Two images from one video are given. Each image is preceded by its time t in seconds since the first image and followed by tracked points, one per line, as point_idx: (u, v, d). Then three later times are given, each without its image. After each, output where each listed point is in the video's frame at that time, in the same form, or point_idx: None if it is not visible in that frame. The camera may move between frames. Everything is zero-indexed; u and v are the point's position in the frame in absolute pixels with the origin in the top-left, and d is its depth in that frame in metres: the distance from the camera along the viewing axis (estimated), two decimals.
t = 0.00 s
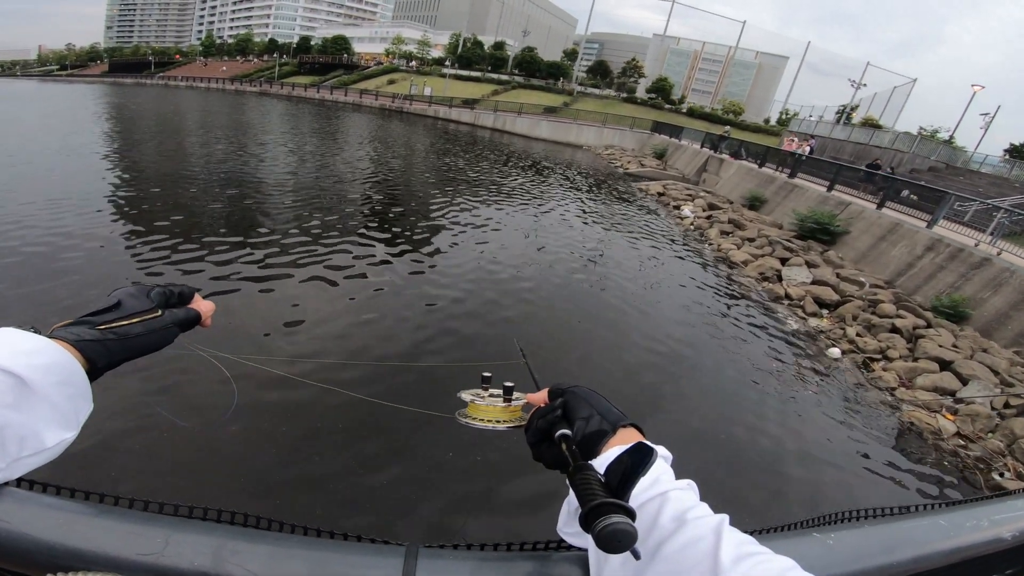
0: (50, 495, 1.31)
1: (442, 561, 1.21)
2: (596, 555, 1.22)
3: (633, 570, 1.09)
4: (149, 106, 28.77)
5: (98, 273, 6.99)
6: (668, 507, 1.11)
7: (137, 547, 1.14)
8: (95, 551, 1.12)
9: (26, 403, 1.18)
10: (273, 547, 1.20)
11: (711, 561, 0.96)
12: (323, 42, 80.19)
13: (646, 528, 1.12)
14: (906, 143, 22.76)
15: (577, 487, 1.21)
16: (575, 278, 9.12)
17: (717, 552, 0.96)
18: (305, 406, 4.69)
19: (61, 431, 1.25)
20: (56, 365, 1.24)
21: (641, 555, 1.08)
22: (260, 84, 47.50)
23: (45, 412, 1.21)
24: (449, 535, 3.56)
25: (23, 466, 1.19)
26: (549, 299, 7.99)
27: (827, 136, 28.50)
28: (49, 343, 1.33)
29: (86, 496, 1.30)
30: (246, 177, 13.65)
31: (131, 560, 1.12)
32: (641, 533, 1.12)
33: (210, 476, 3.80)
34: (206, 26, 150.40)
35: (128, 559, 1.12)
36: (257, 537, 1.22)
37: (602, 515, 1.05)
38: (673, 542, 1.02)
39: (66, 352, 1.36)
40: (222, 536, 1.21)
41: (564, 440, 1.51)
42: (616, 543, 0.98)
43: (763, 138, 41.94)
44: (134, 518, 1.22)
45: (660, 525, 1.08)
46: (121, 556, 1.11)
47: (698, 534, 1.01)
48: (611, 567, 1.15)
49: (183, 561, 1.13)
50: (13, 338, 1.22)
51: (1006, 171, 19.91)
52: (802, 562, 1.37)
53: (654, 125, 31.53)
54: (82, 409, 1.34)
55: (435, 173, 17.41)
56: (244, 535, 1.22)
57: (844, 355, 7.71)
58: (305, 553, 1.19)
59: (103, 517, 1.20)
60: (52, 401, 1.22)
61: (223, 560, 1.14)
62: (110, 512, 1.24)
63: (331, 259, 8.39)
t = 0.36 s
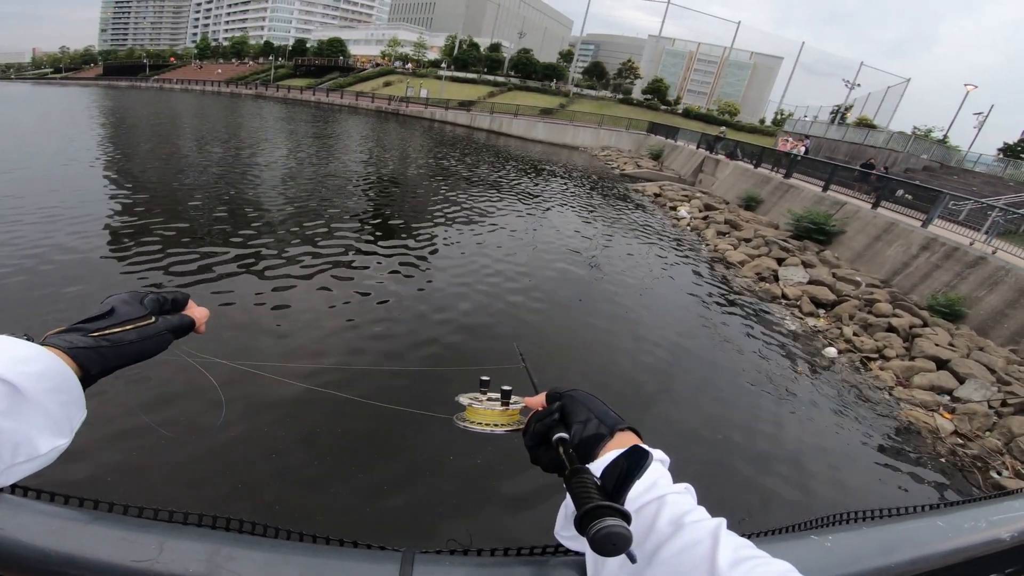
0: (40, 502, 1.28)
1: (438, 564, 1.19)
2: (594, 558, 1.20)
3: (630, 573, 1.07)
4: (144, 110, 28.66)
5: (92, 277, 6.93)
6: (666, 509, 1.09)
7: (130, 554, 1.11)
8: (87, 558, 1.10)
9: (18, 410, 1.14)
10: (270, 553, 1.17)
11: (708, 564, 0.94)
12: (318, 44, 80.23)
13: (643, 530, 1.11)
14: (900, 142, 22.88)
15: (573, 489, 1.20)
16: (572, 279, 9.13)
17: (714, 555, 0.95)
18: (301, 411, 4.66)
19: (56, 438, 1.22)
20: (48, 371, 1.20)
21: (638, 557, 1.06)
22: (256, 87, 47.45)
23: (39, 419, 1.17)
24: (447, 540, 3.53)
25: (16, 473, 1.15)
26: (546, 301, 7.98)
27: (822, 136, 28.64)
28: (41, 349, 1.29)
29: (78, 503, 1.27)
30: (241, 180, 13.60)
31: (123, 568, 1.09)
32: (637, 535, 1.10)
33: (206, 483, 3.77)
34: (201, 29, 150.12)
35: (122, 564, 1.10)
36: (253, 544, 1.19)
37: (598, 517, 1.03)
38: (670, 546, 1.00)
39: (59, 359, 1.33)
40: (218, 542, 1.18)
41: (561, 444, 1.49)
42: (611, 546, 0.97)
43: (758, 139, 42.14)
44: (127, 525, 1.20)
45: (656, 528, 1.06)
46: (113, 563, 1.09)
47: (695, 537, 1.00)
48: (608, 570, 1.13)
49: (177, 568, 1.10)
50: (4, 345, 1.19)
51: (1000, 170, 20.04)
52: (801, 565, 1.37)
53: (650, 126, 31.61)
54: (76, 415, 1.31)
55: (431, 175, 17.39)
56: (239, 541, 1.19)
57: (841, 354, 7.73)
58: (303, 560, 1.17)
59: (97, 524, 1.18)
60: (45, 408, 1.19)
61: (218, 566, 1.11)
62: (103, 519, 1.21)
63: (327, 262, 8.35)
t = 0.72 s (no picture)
0: (38, 502, 1.26)
1: (440, 563, 1.18)
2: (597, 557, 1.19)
3: (632, 571, 1.06)
4: (140, 111, 28.57)
5: (89, 278, 6.91)
6: (667, 508, 1.09)
7: (129, 554, 1.09)
8: (86, 558, 1.08)
9: (17, 411, 1.13)
10: (273, 553, 1.17)
11: (710, 562, 0.93)
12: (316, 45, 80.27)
13: (645, 528, 1.09)
14: (897, 141, 22.94)
15: (575, 488, 1.19)
16: (571, 280, 9.12)
17: (717, 553, 0.93)
18: (300, 411, 4.64)
19: (56, 438, 1.20)
20: (47, 371, 1.19)
21: (640, 556, 1.05)
22: (252, 88, 47.33)
23: (36, 420, 1.16)
24: (447, 540, 3.52)
25: (15, 474, 1.14)
26: (545, 301, 7.96)
27: (819, 135, 28.71)
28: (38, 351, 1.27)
29: (79, 505, 1.25)
30: (239, 182, 13.57)
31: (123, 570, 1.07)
32: (639, 534, 1.09)
33: (204, 484, 3.75)
34: (198, 30, 149.80)
35: (121, 565, 1.08)
36: (255, 544, 1.18)
37: (600, 515, 1.03)
38: (672, 544, 0.99)
39: (58, 360, 1.32)
40: (218, 544, 1.17)
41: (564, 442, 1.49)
42: (613, 543, 0.96)
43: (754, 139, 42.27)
44: (128, 526, 1.19)
45: (658, 526, 1.05)
46: (114, 564, 1.07)
47: (697, 535, 0.99)
48: (611, 568, 1.13)
49: (178, 568, 1.09)
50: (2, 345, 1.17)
51: (996, 169, 20.12)
52: (802, 563, 1.36)
53: (647, 126, 31.64)
54: (75, 414, 1.29)
55: (429, 176, 17.38)
56: (240, 541, 1.18)
57: (839, 353, 7.75)
58: (305, 559, 1.16)
59: (98, 524, 1.17)
60: (42, 409, 1.17)
61: (220, 567, 1.10)
62: (104, 519, 1.20)
63: (325, 263, 8.34)
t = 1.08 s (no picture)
0: (37, 502, 1.25)
1: (438, 562, 1.17)
2: (597, 555, 1.18)
3: (632, 571, 1.06)
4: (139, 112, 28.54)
5: (87, 278, 6.90)
6: (668, 506, 1.08)
7: (128, 553, 1.09)
8: (84, 557, 1.07)
9: (17, 410, 1.12)
10: (273, 552, 1.16)
11: (710, 560, 0.92)
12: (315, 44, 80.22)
13: (646, 526, 1.09)
14: (896, 140, 22.94)
15: (576, 486, 1.18)
16: (570, 279, 9.11)
17: (717, 551, 0.93)
18: (299, 411, 4.63)
19: (54, 438, 1.19)
20: (46, 371, 1.18)
21: (640, 554, 1.05)
22: (251, 88, 47.25)
23: (36, 420, 1.15)
24: (447, 539, 3.51)
25: (14, 474, 1.12)
26: (544, 301, 7.95)
27: (818, 134, 28.73)
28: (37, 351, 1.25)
29: (78, 504, 1.24)
30: (238, 182, 13.56)
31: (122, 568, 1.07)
32: (639, 532, 1.08)
33: (204, 483, 3.74)
34: (197, 30, 149.76)
35: (119, 564, 1.07)
36: (254, 544, 1.17)
37: (601, 511, 1.02)
38: (673, 542, 0.98)
39: (58, 360, 1.30)
40: (217, 543, 1.17)
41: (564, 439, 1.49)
42: (613, 540, 0.95)
43: (753, 138, 42.31)
44: (127, 526, 1.18)
45: (659, 525, 1.04)
46: (113, 562, 1.07)
47: (699, 533, 0.98)
48: (611, 567, 1.12)
49: (176, 567, 1.08)
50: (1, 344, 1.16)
51: (995, 167, 20.13)
52: (803, 561, 1.35)
53: (647, 125, 31.62)
54: (74, 414, 1.28)
55: (428, 175, 17.37)
56: (239, 540, 1.18)
57: (839, 351, 7.75)
58: (304, 559, 1.15)
59: (97, 524, 1.16)
60: (42, 408, 1.16)
61: (219, 566, 1.09)
62: (102, 518, 1.19)
63: (324, 263, 8.32)
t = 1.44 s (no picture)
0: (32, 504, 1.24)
1: (435, 563, 1.16)
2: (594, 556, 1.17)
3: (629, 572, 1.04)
4: (137, 112, 28.49)
5: (85, 279, 6.88)
6: (665, 507, 1.07)
7: (124, 555, 1.07)
8: (80, 558, 1.06)
9: (13, 411, 1.10)
10: (270, 554, 1.14)
11: (708, 562, 0.91)
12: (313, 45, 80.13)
13: (641, 526, 1.08)
14: (895, 139, 22.97)
15: (572, 487, 1.17)
16: (569, 279, 9.10)
17: (714, 553, 0.92)
18: (297, 412, 4.61)
19: (52, 438, 1.17)
20: (40, 371, 1.16)
21: (637, 556, 1.03)
22: (249, 88, 47.22)
23: (33, 421, 1.13)
24: (444, 539, 3.50)
25: (11, 475, 1.11)
26: (543, 301, 7.94)
27: (816, 134, 28.78)
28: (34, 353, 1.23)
29: (76, 505, 1.23)
30: (236, 182, 13.55)
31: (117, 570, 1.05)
32: (635, 533, 1.07)
33: (202, 485, 3.72)
34: (195, 31, 149.72)
35: (114, 565, 1.06)
36: (250, 546, 1.16)
37: (598, 514, 1.01)
38: (669, 544, 0.97)
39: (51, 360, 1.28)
40: (213, 543, 1.15)
41: (561, 440, 1.47)
42: (609, 543, 0.95)
43: (752, 138, 42.39)
44: (122, 526, 1.17)
45: (656, 525, 1.04)
46: (109, 564, 1.06)
47: (696, 534, 0.97)
48: (607, 568, 1.11)
49: (172, 569, 1.07)
50: None
51: (993, 166, 20.15)
52: (800, 562, 1.34)
53: (646, 125, 31.66)
54: (71, 415, 1.26)
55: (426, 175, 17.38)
56: (235, 541, 1.16)
57: (837, 350, 7.74)
58: (301, 559, 1.14)
59: (93, 524, 1.15)
60: (38, 407, 1.14)
61: (214, 567, 1.08)
62: (98, 520, 1.18)
63: (322, 263, 8.32)
